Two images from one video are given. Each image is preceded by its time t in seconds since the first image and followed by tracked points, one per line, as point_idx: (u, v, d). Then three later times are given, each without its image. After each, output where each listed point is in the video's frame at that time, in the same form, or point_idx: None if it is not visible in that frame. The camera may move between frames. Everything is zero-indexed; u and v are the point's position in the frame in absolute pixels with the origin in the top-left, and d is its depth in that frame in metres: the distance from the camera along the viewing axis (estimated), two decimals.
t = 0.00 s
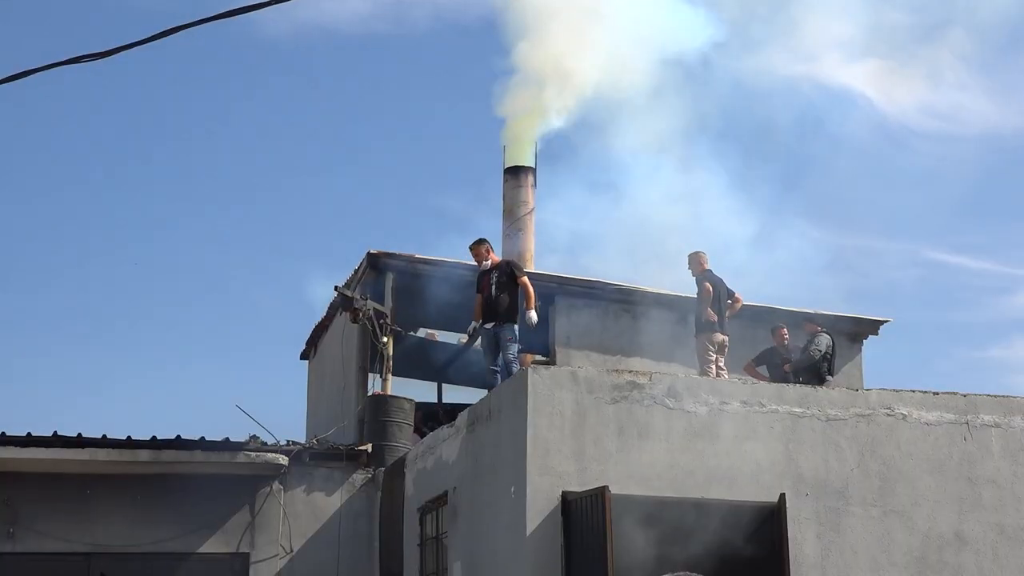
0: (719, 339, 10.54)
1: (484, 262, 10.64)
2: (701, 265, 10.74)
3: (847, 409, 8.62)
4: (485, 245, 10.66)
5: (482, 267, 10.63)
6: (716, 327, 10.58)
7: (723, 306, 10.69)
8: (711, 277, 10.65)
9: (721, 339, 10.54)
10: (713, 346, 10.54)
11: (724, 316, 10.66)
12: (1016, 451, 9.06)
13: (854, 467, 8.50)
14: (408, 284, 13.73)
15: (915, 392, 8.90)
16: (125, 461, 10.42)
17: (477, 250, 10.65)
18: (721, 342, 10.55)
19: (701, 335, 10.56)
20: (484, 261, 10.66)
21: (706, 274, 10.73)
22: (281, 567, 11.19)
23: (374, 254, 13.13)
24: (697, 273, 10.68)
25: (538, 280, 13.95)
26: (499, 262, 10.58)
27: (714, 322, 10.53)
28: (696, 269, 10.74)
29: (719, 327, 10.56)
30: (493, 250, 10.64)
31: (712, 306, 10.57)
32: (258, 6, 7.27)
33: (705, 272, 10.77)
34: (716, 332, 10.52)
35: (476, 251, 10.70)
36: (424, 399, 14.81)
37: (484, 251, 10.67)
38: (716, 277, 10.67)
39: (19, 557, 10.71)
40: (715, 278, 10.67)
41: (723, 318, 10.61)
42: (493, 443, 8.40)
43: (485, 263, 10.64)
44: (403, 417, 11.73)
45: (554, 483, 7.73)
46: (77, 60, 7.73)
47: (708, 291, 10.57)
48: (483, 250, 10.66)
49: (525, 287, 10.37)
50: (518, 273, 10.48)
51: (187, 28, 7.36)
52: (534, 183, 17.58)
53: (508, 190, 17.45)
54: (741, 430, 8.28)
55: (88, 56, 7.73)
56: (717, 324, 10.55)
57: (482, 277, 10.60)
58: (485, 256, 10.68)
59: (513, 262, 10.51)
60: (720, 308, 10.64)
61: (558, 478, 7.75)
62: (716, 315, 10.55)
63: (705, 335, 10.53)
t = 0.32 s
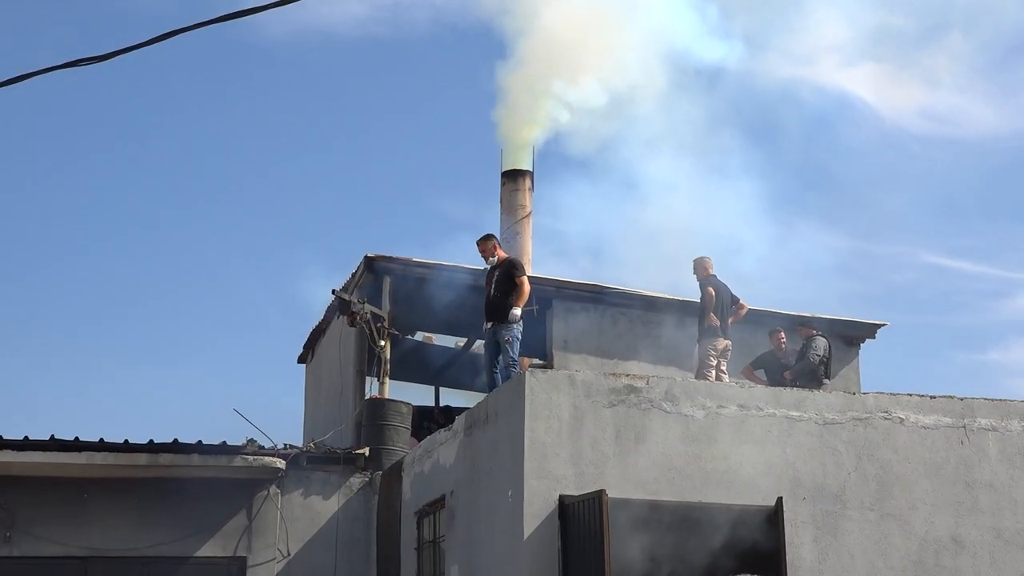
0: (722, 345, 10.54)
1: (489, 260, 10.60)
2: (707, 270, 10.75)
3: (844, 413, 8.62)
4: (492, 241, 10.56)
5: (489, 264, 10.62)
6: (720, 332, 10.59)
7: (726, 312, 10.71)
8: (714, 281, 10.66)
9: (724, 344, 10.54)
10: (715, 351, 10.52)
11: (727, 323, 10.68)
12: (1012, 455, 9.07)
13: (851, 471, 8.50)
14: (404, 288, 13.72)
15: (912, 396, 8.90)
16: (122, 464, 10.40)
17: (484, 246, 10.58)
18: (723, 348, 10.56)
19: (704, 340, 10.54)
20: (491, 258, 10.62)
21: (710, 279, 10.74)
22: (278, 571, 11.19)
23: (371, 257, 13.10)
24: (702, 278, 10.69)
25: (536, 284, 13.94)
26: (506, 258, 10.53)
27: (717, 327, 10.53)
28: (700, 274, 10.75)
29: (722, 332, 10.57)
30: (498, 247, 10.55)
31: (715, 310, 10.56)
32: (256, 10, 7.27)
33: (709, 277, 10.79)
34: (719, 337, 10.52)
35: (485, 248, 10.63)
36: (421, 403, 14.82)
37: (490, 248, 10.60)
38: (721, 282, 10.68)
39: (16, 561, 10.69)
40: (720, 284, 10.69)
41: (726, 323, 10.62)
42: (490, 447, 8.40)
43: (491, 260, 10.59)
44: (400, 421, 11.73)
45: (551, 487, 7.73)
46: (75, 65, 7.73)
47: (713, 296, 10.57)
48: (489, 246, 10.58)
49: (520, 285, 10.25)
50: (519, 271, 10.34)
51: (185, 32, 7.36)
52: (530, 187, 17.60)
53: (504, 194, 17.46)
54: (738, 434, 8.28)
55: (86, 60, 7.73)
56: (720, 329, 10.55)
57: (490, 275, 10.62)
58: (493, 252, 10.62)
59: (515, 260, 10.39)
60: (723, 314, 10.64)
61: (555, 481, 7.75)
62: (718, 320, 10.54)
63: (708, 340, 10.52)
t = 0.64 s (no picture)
0: (723, 354, 10.53)
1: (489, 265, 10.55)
2: (708, 279, 10.76)
3: (841, 421, 8.62)
4: (491, 247, 10.48)
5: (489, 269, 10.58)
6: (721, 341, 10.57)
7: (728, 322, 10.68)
8: (714, 290, 10.67)
9: (727, 352, 10.51)
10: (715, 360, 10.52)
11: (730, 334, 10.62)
12: (1010, 462, 9.07)
13: (848, 479, 8.50)
14: (402, 295, 13.73)
15: (909, 404, 8.90)
16: (118, 471, 10.39)
17: (483, 252, 10.55)
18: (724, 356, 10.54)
19: (704, 348, 10.53)
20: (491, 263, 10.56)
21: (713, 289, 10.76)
22: None
23: (368, 264, 13.08)
24: (704, 287, 10.70)
25: (534, 292, 13.95)
26: (504, 264, 10.48)
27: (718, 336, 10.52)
28: (702, 283, 10.75)
29: (723, 341, 10.53)
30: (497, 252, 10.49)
31: (714, 319, 10.55)
32: (255, 17, 7.29)
33: (711, 288, 10.80)
34: (720, 346, 10.50)
35: (484, 253, 10.56)
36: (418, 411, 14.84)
37: (489, 253, 10.53)
38: (723, 293, 10.69)
39: (12, 568, 10.67)
40: (724, 295, 10.69)
41: (728, 332, 10.59)
42: (487, 455, 8.40)
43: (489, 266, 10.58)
44: (397, 428, 11.76)
45: (548, 494, 7.72)
46: (72, 71, 7.75)
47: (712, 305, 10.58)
48: (488, 252, 10.52)
49: (515, 292, 10.26)
50: (517, 278, 10.34)
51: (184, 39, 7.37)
52: (528, 195, 17.63)
53: (502, 201, 17.47)
54: (735, 441, 8.28)
55: (85, 66, 7.74)
56: (721, 337, 10.53)
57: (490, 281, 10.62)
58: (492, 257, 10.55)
59: (513, 267, 10.38)
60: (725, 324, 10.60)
61: (552, 489, 7.75)
62: (718, 328, 10.51)
63: (708, 350, 10.51)
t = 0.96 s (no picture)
0: (725, 359, 10.54)
1: (489, 271, 10.52)
2: (710, 285, 10.77)
3: (841, 425, 8.63)
4: (490, 253, 10.45)
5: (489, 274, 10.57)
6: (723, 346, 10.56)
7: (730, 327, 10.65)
8: (715, 295, 10.67)
9: (728, 357, 10.52)
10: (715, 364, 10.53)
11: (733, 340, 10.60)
12: (1010, 467, 9.07)
13: (848, 483, 8.50)
14: (402, 299, 13.74)
15: (909, 408, 8.91)
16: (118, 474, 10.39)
17: (484, 257, 10.51)
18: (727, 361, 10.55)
19: (704, 353, 10.56)
20: (491, 268, 10.52)
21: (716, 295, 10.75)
22: None
23: (368, 268, 13.08)
24: (705, 292, 10.71)
25: (534, 296, 13.96)
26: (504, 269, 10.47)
27: (718, 341, 10.50)
28: (704, 288, 10.77)
29: (725, 346, 10.51)
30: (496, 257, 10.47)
31: (714, 323, 10.54)
32: (257, 21, 7.31)
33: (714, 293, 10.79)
34: (720, 350, 10.49)
35: (484, 258, 10.54)
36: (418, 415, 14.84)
37: (489, 258, 10.51)
38: (725, 298, 10.67)
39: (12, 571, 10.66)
40: (727, 300, 10.68)
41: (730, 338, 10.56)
42: (487, 459, 8.40)
43: (490, 272, 10.54)
44: (397, 432, 11.72)
45: (548, 498, 7.73)
46: (74, 74, 7.77)
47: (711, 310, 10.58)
48: (488, 257, 10.50)
49: (513, 296, 10.22)
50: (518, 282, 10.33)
51: (184, 42, 7.39)
52: (528, 199, 17.64)
53: (503, 206, 17.48)
54: (735, 446, 8.29)
55: (87, 69, 7.76)
56: (721, 342, 10.52)
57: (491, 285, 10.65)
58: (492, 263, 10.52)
59: (513, 271, 10.36)
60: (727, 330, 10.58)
61: (552, 493, 7.75)
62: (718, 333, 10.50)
63: (710, 354, 10.54)
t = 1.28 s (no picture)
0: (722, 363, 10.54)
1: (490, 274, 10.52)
2: (709, 290, 10.79)
3: (840, 428, 8.63)
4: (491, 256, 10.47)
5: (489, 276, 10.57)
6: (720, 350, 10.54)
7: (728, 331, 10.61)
8: (712, 300, 10.69)
9: (726, 359, 10.50)
10: (712, 368, 10.53)
11: (731, 344, 10.55)
12: (1009, 470, 9.07)
13: (847, 486, 8.50)
14: (402, 301, 13.74)
15: (909, 411, 8.90)
16: (118, 475, 10.40)
17: (484, 260, 10.52)
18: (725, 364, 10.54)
19: (700, 358, 10.61)
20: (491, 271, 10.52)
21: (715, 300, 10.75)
22: None
23: (368, 270, 13.09)
24: (703, 297, 10.73)
25: (534, 297, 13.96)
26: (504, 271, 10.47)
27: (713, 345, 10.50)
28: (702, 293, 10.79)
29: (719, 349, 10.50)
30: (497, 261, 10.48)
31: (709, 328, 10.56)
32: (259, 22, 7.30)
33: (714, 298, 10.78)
34: (714, 354, 10.49)
35: (483, 261, 10.54)
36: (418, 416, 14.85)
37: (490, 261, 10.52)
38: (722, 302, 10.66)
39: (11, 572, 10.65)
40: (724, 304, 10.67)
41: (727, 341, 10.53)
42: (487, 460, 8.40)
43: (490, 274, 10.55)
44: (397, 433, 11.73)
45: (548, 500, 7.73)
46: (75, 76, 7.78)
47: (705, 314, 10.61)
48: (489, 259, 10.50)
49: (513, 296, 10.22)
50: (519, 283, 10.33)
51: (186, 43, 7.39)
52: (528, 200, 17.64)
53: (503, 207, 17.48)
54: (735, 448, 8.29)
55: (88, 71, 7.76)
56: (717, 346, 10.52)
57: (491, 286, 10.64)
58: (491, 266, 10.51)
59: (513, 271, 10.35)
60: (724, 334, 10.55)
61: (552, 495, 7.75)
62: (712, 337, 10.50)
63: (707, 358, 10.56)
